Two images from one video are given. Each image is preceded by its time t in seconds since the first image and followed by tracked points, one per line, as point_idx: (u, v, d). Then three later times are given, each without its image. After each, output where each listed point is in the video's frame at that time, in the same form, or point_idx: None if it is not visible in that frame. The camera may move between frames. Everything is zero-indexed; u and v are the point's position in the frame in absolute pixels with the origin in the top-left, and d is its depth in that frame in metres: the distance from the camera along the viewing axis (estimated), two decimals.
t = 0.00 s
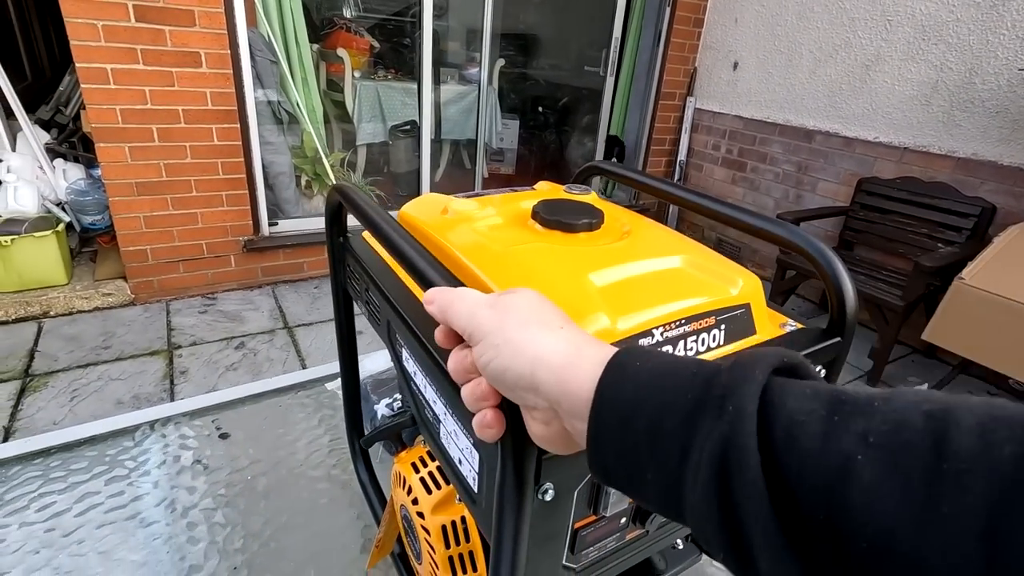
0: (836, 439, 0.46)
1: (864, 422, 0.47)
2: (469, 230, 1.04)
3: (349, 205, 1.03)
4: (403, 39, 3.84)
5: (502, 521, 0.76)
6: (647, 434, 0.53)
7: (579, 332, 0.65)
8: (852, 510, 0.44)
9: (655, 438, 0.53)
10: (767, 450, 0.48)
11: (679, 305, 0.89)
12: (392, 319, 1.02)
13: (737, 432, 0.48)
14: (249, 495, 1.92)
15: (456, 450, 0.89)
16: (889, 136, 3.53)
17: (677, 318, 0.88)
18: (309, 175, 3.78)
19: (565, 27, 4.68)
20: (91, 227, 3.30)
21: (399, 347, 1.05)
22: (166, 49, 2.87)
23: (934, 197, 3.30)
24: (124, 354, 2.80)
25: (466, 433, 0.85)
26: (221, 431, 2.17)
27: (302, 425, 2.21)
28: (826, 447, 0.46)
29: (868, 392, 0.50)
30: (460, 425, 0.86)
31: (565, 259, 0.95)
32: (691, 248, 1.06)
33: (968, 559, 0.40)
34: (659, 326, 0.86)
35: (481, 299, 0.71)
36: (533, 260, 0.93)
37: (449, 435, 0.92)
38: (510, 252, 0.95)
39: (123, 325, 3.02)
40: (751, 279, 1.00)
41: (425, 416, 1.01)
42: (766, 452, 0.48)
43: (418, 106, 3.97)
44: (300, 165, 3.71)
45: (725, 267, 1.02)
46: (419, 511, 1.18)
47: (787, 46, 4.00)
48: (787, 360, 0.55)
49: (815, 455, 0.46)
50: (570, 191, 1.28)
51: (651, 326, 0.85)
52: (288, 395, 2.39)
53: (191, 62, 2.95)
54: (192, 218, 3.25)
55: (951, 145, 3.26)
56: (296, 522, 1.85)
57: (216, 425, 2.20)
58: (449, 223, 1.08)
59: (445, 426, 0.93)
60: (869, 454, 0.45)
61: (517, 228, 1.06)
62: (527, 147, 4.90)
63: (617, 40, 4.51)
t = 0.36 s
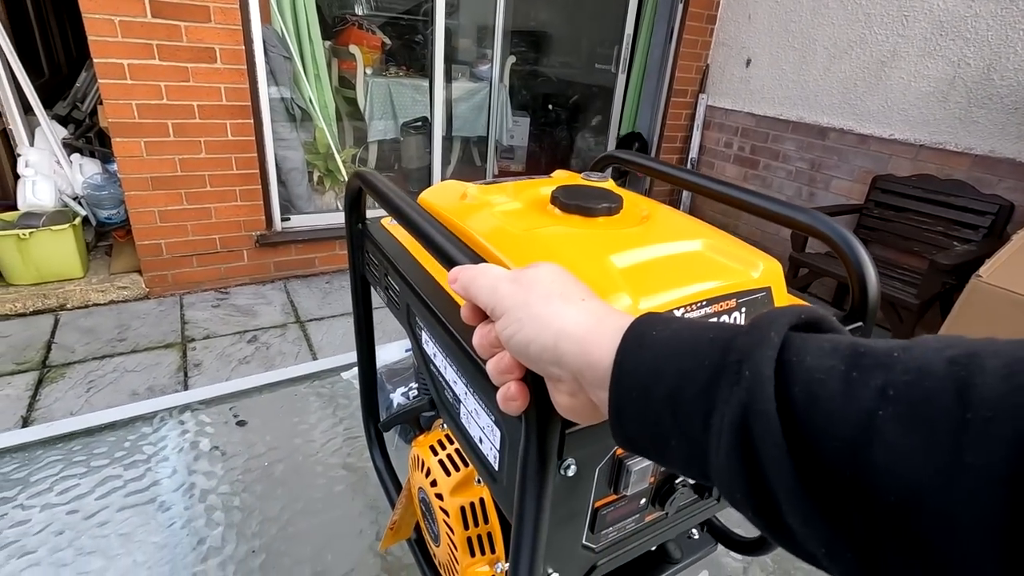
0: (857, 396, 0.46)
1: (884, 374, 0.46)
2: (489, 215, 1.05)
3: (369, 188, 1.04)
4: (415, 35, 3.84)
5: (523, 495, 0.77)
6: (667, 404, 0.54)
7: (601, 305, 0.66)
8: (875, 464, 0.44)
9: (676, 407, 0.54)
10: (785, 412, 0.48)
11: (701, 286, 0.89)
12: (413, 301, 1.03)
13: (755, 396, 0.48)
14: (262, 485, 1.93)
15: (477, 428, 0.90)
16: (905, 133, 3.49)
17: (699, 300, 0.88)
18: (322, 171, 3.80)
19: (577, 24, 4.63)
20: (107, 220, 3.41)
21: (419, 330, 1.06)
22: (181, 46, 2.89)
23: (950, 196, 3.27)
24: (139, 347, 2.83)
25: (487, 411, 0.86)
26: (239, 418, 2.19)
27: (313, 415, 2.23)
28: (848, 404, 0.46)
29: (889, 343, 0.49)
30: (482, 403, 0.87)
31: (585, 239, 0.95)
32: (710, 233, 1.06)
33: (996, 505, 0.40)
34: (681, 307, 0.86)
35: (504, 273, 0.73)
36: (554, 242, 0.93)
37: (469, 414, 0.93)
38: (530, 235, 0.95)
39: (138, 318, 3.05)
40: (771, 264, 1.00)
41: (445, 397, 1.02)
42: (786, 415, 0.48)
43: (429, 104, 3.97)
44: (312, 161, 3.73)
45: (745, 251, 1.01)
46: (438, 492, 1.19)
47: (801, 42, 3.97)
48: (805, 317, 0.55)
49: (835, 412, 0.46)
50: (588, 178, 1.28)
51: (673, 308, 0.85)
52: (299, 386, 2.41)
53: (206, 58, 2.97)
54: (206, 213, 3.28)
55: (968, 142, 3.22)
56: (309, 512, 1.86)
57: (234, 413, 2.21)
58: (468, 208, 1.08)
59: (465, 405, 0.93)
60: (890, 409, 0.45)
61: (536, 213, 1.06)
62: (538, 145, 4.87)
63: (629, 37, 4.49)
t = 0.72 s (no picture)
0: (839, 345, 0.53)
1: (862, 326, 0.53)
2: (541, 201, 1.13)
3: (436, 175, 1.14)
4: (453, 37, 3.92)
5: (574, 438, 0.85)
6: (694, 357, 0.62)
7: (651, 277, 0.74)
8: (848, 403, 0.52)
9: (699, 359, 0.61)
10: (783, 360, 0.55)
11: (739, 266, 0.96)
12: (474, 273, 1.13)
13: (758, 352, 0.56)
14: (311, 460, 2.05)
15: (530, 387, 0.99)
16: (947, 135, 3.45)
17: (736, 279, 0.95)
18: (362, 168, 3.93)
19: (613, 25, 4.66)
20: (162, 213, 3.55)
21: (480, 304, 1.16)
22: (236, 47, 3.03)
23: (993, 199, 3.22)
24: (191, 331, 2.99)
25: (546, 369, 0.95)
26: (300, 390, 2.38)
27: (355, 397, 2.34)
28: (832, 352, 0.53)
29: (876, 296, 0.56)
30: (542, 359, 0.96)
31: (631, 223, 1.02)
32: (748, 221, 1.12)
33: (949, 433, 0.47)
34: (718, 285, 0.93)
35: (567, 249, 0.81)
36: (602, 225, 1.01)
37: (526, 371, 1.02)
38: (580, 218, 1.03)
39: (189, 305, 3.22)
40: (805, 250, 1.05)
41: (504, 359, 1.11)
42: (783, 365, 0.55)
43: (466, 103, 4.07)
44: (354, 158, 3.86)
45: (781, 238, 1.07)
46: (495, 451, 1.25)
47: (840, 43, 3.95)
48: (810, 277, 0.61)
49: (821, 362, 0.53)
50: (631, 171, 1.34)
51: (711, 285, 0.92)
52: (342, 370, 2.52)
53: (258, 59, 3.11)
54: (254, 206, 3.43)
55: (1013, 145, 3.17)
56: (352, 487, 1.97)
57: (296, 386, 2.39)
58: (521, 195, 1.16)
59: (524, 364, 1.02)
60: (863, 355, 0.52)
61: (585, 200, 1.14)
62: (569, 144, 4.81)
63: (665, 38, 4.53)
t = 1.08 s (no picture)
0: (986, 406, 0.59)
1: (1009, 387, 0.58)
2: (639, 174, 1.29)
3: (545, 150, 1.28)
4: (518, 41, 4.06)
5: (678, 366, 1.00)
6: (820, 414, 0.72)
7: (766, 327, 0.80)
8: (1004, 459, 0.57)
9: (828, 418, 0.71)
10: (919, 425, 0.63)
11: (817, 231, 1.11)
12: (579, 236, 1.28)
13: (894, 417, 0.63)
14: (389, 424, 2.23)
15: (631, 329, 1.13)
16: None
17: (814, 240, 1.10)
18: (430, 165, 4.15)
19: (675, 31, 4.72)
20: (249, 200, 3.85)
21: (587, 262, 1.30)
22: (324, 49, 3.27)
23: None
24: (273, 309, 3.24)
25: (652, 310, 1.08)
26: (402, 346, 2.67)
27: (428, 371, 2.51)
28: (978, 413, 0.59)
29: (1014, 351, 0.61)
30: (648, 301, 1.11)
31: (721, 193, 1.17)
32: (821, 196, 1.26)
33: None
34: (798, 244, 1.08)
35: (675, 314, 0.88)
36: (697, 193, 1.16)
37: (628, 315, 1.17)
38: (677, 187, 1.19)
39: (271, 285, 3.48)
40: (874, 223, 1.19)
41: (604, 308, 1.25)
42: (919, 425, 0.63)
43: (529, 104, 4.21)
44: (423, 155, 4.09)
45: (852, 212, 1.21)
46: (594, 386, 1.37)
47: (910, 50, 3.91)
48: (939, 337, 0.66)
49: (967, 421, 0.60)
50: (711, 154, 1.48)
51: (792, 244, 1.08)
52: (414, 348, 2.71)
53: (343, 60, 3.35)
54: (331, 197, 3.67)
55: None
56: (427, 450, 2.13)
57: (399, 343, 2.67)
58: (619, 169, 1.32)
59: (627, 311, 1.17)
60: (1017, 415, 0.57)
61: (676, 174, 1.29)
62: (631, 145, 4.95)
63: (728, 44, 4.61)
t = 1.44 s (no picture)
0: None
1: None
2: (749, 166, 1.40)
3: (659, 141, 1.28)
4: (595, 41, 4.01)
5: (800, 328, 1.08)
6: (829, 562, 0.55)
7: (694, 426, 0.66)
8: None
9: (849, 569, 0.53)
10: None
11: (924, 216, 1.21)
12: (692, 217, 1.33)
13: None
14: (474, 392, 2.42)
15: (757, 300, 1.22)
16: None
17: (920, 224, 1.20)
18: (505, 160, 4.19)
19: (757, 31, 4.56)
20: (340, 188, 4.04)
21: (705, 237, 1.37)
22: (418, 48, 3.49)
23: None
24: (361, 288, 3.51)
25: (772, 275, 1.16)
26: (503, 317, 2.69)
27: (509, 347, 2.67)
28: None
29: None
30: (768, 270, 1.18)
31: (831, 182, 1.28)
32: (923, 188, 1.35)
33: None
34: (905, 226, 1.18)
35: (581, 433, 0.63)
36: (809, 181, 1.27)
37: (748, 286, 1.23)
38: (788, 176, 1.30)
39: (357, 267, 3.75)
40: (974, 213, 1.28)
41: (721, 279, 1.31)
42: None
43: (603, 104, 4.17)
44: (500, 151, 4.14)
45: (953, 203, 1.30)
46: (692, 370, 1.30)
47: (1003, 55, 3.67)
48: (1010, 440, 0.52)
49: None
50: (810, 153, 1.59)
51: (900, 226, 1.18)
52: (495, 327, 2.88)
53: (433, 59, 3.55)
54: (414, 186, 3.90)
55: None
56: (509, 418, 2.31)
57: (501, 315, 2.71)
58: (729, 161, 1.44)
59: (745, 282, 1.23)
60: None
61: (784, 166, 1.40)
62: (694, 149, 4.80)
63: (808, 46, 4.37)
